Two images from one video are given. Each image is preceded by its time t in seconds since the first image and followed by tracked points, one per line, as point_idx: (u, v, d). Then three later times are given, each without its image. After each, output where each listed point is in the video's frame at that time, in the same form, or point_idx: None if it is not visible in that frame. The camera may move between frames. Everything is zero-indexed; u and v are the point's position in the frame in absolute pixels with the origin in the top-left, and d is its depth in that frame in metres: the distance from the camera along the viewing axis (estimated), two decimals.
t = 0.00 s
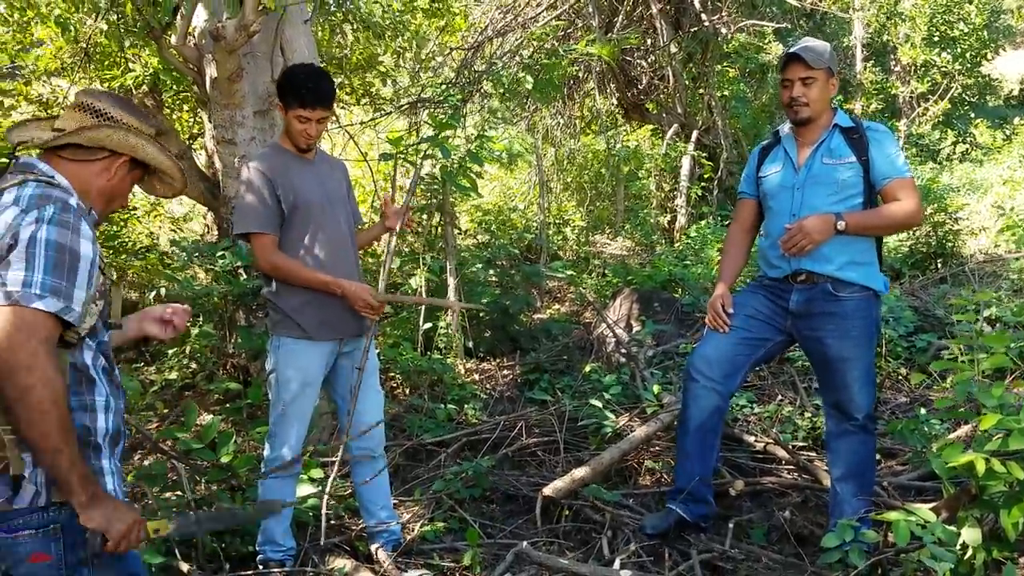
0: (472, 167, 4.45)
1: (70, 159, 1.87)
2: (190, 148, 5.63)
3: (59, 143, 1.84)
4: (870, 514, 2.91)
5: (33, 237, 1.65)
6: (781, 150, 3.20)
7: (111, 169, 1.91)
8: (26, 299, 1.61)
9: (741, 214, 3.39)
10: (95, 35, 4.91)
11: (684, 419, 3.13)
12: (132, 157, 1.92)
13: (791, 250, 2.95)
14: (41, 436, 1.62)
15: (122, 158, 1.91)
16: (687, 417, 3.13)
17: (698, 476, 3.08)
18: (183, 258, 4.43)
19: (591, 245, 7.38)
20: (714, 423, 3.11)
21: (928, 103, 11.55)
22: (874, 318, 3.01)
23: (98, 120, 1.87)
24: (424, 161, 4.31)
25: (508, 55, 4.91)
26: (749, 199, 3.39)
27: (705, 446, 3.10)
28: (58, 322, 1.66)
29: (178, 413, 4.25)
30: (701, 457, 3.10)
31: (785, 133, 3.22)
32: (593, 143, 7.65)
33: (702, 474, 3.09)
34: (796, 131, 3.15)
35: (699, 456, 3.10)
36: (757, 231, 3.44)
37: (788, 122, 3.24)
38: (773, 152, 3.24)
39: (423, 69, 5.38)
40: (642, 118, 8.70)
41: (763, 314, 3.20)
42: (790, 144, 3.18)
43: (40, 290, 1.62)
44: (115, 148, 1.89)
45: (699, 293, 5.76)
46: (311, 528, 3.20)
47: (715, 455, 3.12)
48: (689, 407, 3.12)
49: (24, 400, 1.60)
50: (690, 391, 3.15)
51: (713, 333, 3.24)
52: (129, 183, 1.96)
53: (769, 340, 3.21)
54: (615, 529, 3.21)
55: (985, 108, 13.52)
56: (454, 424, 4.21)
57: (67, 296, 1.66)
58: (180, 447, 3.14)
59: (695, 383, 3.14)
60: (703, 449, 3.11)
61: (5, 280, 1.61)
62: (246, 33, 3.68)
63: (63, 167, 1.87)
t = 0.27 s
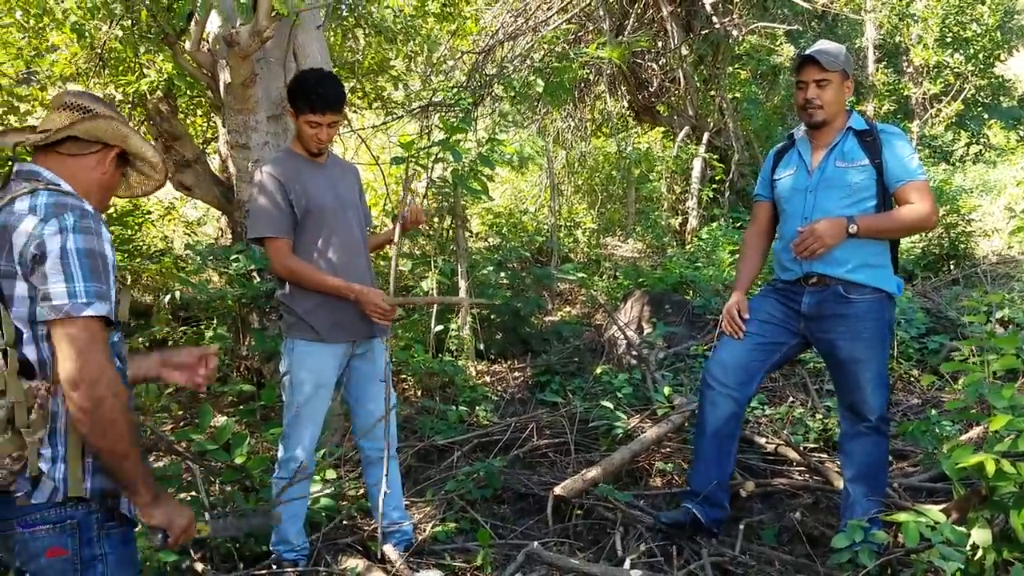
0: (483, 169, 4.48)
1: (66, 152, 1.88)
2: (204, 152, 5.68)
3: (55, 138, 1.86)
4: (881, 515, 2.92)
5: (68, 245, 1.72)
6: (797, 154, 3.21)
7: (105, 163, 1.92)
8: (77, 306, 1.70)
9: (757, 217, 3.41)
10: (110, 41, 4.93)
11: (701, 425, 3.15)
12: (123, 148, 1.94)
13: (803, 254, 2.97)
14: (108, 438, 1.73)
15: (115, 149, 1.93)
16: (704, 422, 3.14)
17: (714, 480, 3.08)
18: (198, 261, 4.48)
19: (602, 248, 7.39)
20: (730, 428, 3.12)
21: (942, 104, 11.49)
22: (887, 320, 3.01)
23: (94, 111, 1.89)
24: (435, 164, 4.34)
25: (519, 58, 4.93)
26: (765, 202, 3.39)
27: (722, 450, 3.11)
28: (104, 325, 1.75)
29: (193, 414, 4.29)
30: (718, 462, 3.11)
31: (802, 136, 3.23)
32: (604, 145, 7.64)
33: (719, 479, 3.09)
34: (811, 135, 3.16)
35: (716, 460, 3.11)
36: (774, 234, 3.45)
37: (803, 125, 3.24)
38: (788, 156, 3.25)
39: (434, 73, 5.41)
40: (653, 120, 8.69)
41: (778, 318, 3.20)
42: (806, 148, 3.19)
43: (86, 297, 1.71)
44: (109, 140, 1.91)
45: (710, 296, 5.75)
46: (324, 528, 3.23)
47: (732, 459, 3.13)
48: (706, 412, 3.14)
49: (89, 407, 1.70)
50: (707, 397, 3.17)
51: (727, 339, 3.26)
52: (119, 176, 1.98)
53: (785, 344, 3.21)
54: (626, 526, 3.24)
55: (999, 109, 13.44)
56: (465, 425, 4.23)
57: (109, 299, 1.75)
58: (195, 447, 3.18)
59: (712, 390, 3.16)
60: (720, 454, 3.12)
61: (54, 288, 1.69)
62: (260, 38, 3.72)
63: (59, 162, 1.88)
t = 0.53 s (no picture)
0: (486, 170, 4.49)
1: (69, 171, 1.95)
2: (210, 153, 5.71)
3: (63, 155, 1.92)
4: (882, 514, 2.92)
5: (103, 243, 1.84)
6: (799, 154, 3.21)
7: (101, 187, 2.00)
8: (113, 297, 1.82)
9: (761, 216, 3.41)
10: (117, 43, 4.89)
11: (705, 427, 3.15)
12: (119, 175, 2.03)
13: (803, 254, 2.98)
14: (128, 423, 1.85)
15: (112, 177, 2.02)
16: (708, 425, 3.15)
17: (717, 481, 3.09)
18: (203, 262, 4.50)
19: (607, 248, 7.40)
20: (734, 430, 3.13)
21: (948, 103, 11.46)
22: (888, 320, 3.01)
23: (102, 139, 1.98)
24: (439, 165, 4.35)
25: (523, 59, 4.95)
26: (768, 201, 3.39)
27: (725, 452, 3.12)
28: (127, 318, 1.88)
29: (198, 414, 4.32)
30: (721, 464, 3.11)
31: (805, 136, 3.23)
32: (609, 146, 7.64)
33: (723, 480, 3.09)
34: (814, 135, 3.16)
35: (719, 462, 3.11)
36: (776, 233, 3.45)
37: (807, 125, 3.24)
38: (790, 156, 3.25)
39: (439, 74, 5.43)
40: (658, 121, 8.70)
41: (778, 319, 3.21)
42: (808, 148, 3.19)
43: (122, 291, 1.84)
44: (109, 166, 1.99)
45: (714, 296, 5.75)
46: (327, 526, 3.25)
47: (736, 460, 3.13)
48: (709, 414, 3.15)
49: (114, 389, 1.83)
50: (710, 399, 3.17)
51: (730, 340, 3.27)
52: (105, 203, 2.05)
53: (787, 344, 3.21)
54: (629, 524, 3.25)
55: (1006, 108, 13.39)
56: (469, 425, 4.25)
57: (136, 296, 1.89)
58: (199, 446, 3.20)
59: (716, 392, 3.16)
60: (723, 455, 3.12)
61: (91, 279, 1.81)
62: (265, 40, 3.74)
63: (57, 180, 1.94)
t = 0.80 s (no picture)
0: (488, 171, 4.50)
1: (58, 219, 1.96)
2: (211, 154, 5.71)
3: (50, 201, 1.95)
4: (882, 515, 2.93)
5: (89, 243, 1.86)
6: (799, 154, 3.22)
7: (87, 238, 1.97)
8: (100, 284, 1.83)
9: (761, 216, 3.42)
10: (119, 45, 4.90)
11: (701, 424, 3.16)
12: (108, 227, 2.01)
13: (802, 255, 2.99)
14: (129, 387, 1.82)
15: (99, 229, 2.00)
16: (703, 421, 3.16)
17: (713, 479, 3.10)
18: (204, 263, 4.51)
19: (608, 248, 7.40)
20: (729, 427, 3.14)
21: (948, 104, 11.47)
22: (886, 321, 3.02)
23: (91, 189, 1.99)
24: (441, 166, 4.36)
25: (524, 60, 4.96)
26: (767, 201, 3.40)
27: (719, 449, 3.13)
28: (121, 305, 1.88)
29: (200, 415, 4.32)
30: (716, 462, 3.12)
31: (805, 137, 3.24)
32: (609, 146, 7.65)
33: (717, 478, 3.10)
34: (814, 136, 3.17)
35: (713, 459, 3.12)
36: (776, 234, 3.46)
37: (806, 126, 3.25)
38: (790, 156, 3.26)
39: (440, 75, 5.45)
40: (658, 121, 8.71)
41: (775, 318, 3.22)
42: (808, 149, 3.20)
43: (109, 279, 1.85)
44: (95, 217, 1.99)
45: (715, 296, 5.77)
46: (330, 527, 3.26)
47: (730, 458, 3.13)
48: (705, 410, 3.16)
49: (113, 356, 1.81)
50: (705, 396, 3.19)
51: (727, 339, 3.28)
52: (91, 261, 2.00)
53: (784, 344, 3.22)
54: (629, 528, 3.25)
55: (1006, 109, 13.40)
56: (470, 426, 4.26)
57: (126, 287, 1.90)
58: (202, 447, 3.21)
59: (710, 389, 3.17)
60: (717, 453, 3.13)
61: (78, 271, 1.82)
62: (266, 42, 3.75)
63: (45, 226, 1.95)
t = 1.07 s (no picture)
0: (489, 171, 4.50)
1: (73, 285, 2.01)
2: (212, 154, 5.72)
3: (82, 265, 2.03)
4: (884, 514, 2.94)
5: (87, 271, 1.97)
6: (801, 154, 3.23)
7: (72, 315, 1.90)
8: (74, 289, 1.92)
9: (762, 215, 3.43)
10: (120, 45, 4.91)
11: (698, 418, 3.16)
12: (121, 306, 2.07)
13: (804, 255, 3.00)
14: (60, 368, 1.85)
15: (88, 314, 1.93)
16: (700, 415, 3.16)
17: (710, 474, 3.10)
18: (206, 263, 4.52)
19: (608, 248, 7.40)
20: (727, 422, 3.13)
21: (948, 104, 11.47)
22: (887, 321, 3.02)
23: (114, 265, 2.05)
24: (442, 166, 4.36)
25: (525, 60, 4.96)
26: (770, 200, 3.41)
27: (716, 444, 3.13)
28: (93, 319, 1.94)
29: (201, 415, 4.33)
30: (712, 457, 3.12)
31: (807, 136, 3.25)
32: (610, 146, 7.65)
33: (715, 473, 3.10)
34: (816, 136, 3.18)
35: (710, 454, 3.13)
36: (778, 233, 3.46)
37: (809, 126, 3.26)
38: (793, 156, 3.27)
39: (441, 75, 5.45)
40: (659, 121, 8.71)
41: (776, 317, 3.23)
42: (810, 149, 3.21)
43: (88, 291, 1.92)
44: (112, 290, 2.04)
45: (715, 296, 5.77)
46: (332, 526, 3.26)
47: (728, 453, 3.13)
48: (702, 404, 3.16)
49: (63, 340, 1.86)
50: (703, 390, 3.19)
51: (726, 335, 3.29)
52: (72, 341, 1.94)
53: (784, 342, 3.23)
54: (630, 528, 3.25)
55: (1006, 109, 13.40)
56: (471, 425, 4.26)
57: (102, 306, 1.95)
58: (204, 447, 3.22)
59: (708, 383, 3.17)
60: (714, 447, 3.13)
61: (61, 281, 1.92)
62: (268, 42, 3.76)
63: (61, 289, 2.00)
